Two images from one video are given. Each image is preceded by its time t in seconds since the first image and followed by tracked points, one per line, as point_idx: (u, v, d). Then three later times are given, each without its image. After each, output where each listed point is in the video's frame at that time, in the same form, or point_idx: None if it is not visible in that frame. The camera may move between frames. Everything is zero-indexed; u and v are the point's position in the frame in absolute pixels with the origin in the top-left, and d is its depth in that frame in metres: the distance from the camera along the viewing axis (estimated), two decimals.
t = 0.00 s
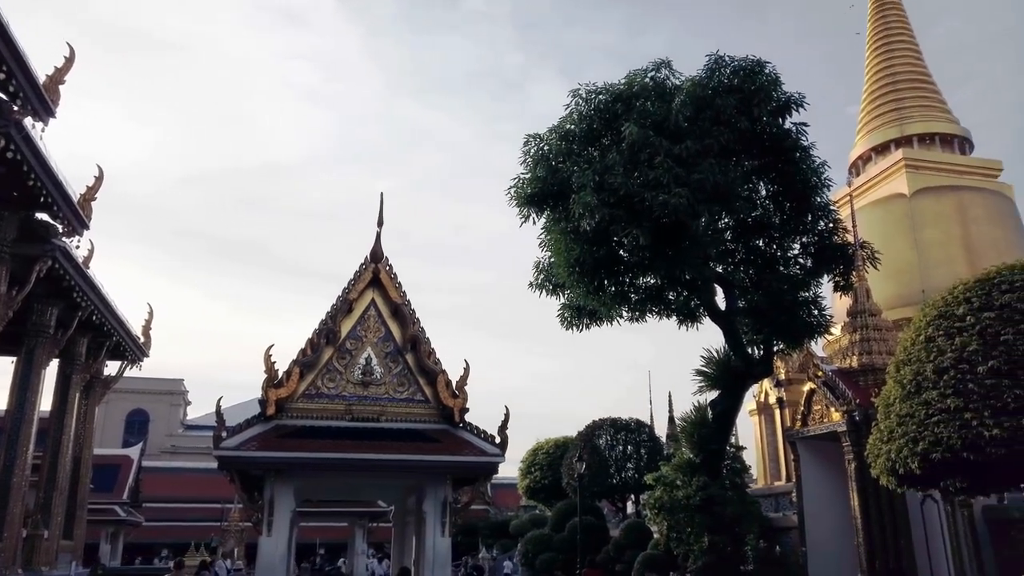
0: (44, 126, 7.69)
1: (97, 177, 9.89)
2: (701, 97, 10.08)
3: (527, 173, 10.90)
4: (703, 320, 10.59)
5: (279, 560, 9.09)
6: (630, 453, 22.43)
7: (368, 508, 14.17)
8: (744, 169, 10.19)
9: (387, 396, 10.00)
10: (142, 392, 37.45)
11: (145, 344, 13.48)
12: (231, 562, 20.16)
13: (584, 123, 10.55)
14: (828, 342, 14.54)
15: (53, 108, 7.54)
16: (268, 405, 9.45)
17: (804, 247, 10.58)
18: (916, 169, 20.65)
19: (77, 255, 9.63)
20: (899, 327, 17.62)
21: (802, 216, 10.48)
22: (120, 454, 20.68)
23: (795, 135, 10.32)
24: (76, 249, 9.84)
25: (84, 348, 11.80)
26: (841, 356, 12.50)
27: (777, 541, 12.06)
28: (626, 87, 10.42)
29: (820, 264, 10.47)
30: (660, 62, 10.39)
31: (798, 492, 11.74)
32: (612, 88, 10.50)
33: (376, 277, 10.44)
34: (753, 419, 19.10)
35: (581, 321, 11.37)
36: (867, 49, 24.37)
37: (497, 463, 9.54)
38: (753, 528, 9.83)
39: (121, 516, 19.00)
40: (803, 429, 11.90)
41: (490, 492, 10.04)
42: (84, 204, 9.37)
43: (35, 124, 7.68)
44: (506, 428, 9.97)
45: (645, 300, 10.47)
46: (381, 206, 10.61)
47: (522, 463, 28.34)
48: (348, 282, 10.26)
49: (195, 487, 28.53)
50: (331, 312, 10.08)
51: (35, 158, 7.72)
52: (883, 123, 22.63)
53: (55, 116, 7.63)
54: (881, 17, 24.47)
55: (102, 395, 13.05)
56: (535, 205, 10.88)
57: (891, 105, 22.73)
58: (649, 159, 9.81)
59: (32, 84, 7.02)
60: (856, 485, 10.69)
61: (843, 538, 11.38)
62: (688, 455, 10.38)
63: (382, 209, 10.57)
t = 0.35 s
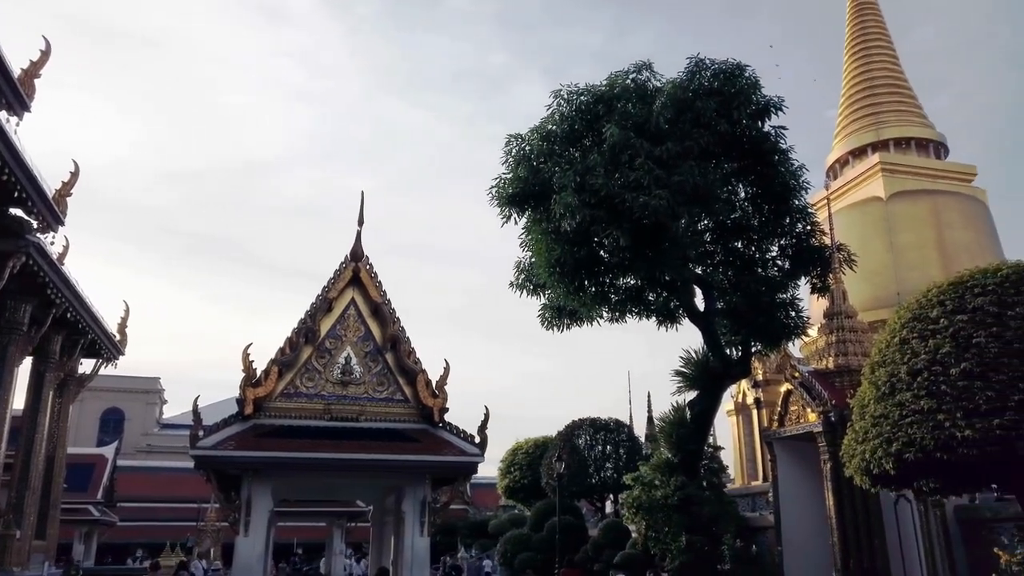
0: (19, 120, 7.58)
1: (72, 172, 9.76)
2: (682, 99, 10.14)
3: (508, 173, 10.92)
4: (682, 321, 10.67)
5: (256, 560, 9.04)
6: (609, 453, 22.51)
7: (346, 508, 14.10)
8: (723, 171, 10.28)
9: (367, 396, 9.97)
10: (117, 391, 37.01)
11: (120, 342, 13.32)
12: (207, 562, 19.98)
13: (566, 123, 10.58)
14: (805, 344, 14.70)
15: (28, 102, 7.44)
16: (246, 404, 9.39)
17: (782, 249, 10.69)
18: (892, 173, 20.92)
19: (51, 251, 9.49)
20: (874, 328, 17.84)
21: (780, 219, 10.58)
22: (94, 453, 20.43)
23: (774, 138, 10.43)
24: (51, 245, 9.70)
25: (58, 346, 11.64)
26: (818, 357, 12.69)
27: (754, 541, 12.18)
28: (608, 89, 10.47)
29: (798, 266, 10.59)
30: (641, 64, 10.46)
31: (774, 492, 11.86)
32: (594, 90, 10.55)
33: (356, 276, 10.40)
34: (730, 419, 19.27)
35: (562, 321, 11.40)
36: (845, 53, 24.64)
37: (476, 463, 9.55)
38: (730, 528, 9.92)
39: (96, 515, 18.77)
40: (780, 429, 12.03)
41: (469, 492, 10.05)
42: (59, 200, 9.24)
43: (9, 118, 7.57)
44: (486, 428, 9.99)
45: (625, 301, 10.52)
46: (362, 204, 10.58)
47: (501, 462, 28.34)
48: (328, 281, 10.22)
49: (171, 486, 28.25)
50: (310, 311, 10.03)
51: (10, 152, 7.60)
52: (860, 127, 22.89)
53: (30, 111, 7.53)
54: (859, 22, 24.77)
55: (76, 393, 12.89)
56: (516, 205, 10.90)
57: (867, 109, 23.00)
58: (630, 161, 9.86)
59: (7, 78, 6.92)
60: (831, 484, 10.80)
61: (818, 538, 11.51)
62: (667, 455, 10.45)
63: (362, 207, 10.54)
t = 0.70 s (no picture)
0: None
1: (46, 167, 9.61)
2: (662, 102, 10.21)
3: (489, 174, 10.93)
4: (661, 322, 10.74)
5: (232, 561, 8.97)
6: (588, 453, 22.57)
7: (323, 507, 13.99)
8: (703, 174, 10.36)
9: (346, 395, 9.93)
10: (91, 390, 36.54)
11: (95, 341, 13.13)
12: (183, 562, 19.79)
13: (547, 125, 10.61)
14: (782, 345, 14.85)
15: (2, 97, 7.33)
16: (223, 404, 9.32)
17: (760, 252, 10.79)
18: (869, 177, 21.19)
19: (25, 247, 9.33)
20: (850, 331, 18.05)
21: (759, 221, 10.68)
22: (68, 452, 20.16)
23: (753, 142, 10.53)
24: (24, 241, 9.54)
25: (31, 344, 11.45)
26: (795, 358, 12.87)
27: (730, 541, 12.29)
28: (589, 90, 10.53)
29: (775, 269, 10.70)
30: (622, 67, 10.52)
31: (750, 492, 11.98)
32: (575, 91, 10.60)
33: (336, 276, 10.36)
34: (708, 419, 19.43)
35: (542, 322, 11.42)
36: (823, 59, 24.92)
37: (455, 463, 9.55)
38: (706, 528, 9.99)
39: (69, 516, 18.51)
40: (757, 429, 12.16)
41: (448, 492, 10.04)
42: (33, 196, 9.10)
43: None
44: (465, 428, 9.99)
45: (605, 302, 10.56)
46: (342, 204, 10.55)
47: (481, 462, 28.31)
48: (307, 280, 10.17)
49: (146, 486, 27.91)
50: (289, 310, 9.98)
51: None
52: (838, 132, 23.14)
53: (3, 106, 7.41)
54: (837, 28, 25.05)
55: (49, 392, 12.69)
56: (497, 205, 10.91)
57: (845, 114, 23.26)
58: (611, 162, 9.91)
59: None
60: (807, 485, 10.91)
61: (793, 537, 11.62)
62: (645, 456, 10.51)
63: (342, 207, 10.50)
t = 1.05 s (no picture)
0: None
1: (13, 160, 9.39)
2: (641, 103, 10.23)
3: (468, 173, 10.89)
4: (638, 323, 10.75)
5: (202, 562, 8.84)
6: (564, 454, 22.58)
7: (298, 507, 13.76)
8: (680, 176, 10.41)
9: (320, 395, 9.83)
10: (61, 388, 35.92)
11: (64, 338, 12.88)
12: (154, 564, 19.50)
13: (526, 124, 10.59)
14: (758, 347, 14.95)
15: None
16: (195, 403, 9.19)
17: (736, 254, 10.85)
18: (844, 181, 21.42)
19: None
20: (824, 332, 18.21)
21: (735, 224, 10.73)
22: (36, 452, 19.77)
23: (730, 145, 10.58)
24: None
25: None
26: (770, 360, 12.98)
27: (704, 540, 12.34)
28: (568, 91, 10.53)
29: (751, 271, 10.76)
30: (601, 68, 10.54)
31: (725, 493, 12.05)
32: (554, 91, 10.59)
33: (311, 274, 10.25)
34: (685, 420, 19.54)
35: (519, 322, 11.40)
36: (800, 64, 25.16)
37: (430, 464, 9.49)
38: (681, 528, 10.02)
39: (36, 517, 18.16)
40: (732, 430, 12.24)
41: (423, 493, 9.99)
42: None
43: None
44: (441, 428, 9.94)
45: (583, 302, 10.55)
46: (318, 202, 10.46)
47: (457, 462, 28.20)
48: (282, 278, 10.05)
49: (116, 485, 27.46)
50: (263, 308, 9.86)
51: None
52: (814, 135, 23.37)
53: None
54: (814, 32, 25.32)
55: (16, 391, 12.42)
56: (475, 205, 10.87)
57: (821, 118, 23.48)
58: (589, 163, 9.91)
59: None
60: (780, 484, 11.04)
61: (767, 538, 11.70)
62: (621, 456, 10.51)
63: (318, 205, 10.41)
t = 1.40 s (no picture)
0: None
1: None
2: (620, 106, 10.31)
3: (448, 174, 10.90)
4: (616, 324, 10.83)
5: (177, 562, 8.79)
6: (543, 454, 22.63)
7: (274, 507, 13.61)
8: (659, 179, 10.50)
9: (298, 395, 9.80)
10: (33, 387, 35.42)
11: (38, 337, 12.71)
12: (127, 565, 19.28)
13: (506, 126, 10.63)
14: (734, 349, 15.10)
15: None
16: (171, 402, 9.13)
17: (713, 256, 10.95)
18: (820, 185, 21.68)
19: None
20: (799, 334, 18.42)
21: (712, 226, 10.84)
22: (8, 451, 19.49)
23: (708, 148, 10.69)
24: None
25: None
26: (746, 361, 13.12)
27: (679, 540, 12.44)
28: (548, 93, 10.58)
29: (728, 273, 10.87)
30: (581, 70, 10.61)
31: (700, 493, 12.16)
32: (535, 93, 10.64)
33: (290, 273, 10.22)
34: (662, 421, 19.68)
35: (498, 322, 11.43)
36: (778, 69, 25.43)
37: (408, 464, 9.50)
38: (657, 528, 10.10)
39: (6, 517, 17.91)
40: (708, 431, 12.36)
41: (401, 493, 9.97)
42: None
43: None
44: (419, 428, 9.95)
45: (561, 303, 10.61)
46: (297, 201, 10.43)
47: (436, 462, 28.15)
48: (260, 277, 10.01)
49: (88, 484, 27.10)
50: (240, 307, 9.81)
51: None
52: (792, 140, 23.62)
53: None
54: (791, 38, 25.60)
55: None
56: (455, 205, 10.88)
57: (799, 123, 23.73)
58: (569, 165, 9.96)
59: None
60: (754, 484, 11.20)
61: (742, 538, 11.82)
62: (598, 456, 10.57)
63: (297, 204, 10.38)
